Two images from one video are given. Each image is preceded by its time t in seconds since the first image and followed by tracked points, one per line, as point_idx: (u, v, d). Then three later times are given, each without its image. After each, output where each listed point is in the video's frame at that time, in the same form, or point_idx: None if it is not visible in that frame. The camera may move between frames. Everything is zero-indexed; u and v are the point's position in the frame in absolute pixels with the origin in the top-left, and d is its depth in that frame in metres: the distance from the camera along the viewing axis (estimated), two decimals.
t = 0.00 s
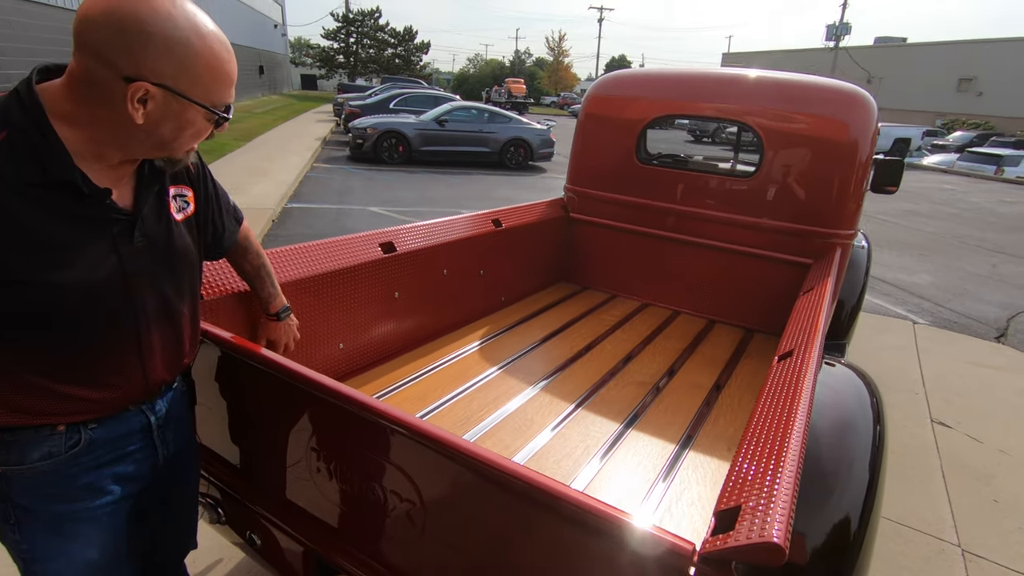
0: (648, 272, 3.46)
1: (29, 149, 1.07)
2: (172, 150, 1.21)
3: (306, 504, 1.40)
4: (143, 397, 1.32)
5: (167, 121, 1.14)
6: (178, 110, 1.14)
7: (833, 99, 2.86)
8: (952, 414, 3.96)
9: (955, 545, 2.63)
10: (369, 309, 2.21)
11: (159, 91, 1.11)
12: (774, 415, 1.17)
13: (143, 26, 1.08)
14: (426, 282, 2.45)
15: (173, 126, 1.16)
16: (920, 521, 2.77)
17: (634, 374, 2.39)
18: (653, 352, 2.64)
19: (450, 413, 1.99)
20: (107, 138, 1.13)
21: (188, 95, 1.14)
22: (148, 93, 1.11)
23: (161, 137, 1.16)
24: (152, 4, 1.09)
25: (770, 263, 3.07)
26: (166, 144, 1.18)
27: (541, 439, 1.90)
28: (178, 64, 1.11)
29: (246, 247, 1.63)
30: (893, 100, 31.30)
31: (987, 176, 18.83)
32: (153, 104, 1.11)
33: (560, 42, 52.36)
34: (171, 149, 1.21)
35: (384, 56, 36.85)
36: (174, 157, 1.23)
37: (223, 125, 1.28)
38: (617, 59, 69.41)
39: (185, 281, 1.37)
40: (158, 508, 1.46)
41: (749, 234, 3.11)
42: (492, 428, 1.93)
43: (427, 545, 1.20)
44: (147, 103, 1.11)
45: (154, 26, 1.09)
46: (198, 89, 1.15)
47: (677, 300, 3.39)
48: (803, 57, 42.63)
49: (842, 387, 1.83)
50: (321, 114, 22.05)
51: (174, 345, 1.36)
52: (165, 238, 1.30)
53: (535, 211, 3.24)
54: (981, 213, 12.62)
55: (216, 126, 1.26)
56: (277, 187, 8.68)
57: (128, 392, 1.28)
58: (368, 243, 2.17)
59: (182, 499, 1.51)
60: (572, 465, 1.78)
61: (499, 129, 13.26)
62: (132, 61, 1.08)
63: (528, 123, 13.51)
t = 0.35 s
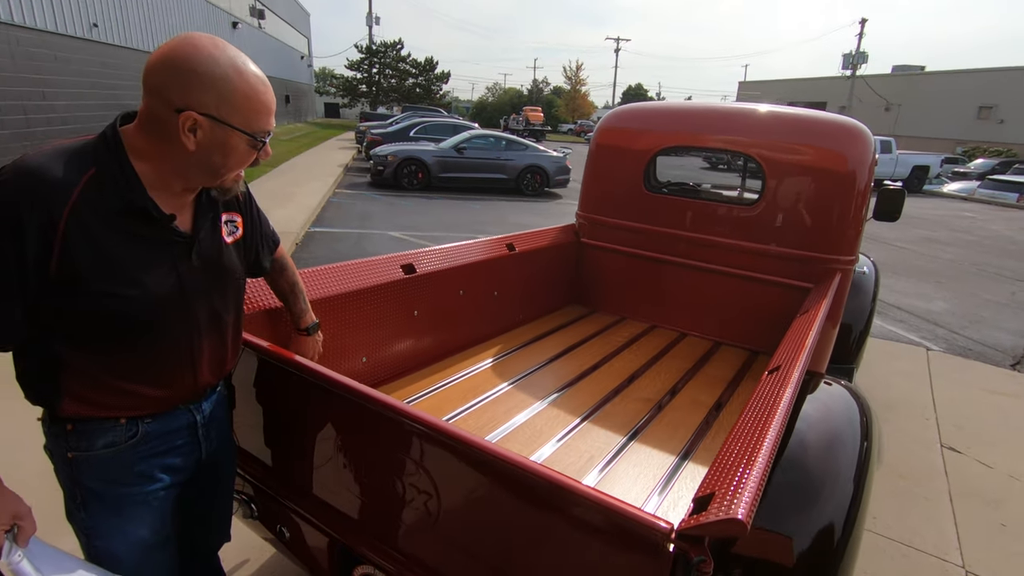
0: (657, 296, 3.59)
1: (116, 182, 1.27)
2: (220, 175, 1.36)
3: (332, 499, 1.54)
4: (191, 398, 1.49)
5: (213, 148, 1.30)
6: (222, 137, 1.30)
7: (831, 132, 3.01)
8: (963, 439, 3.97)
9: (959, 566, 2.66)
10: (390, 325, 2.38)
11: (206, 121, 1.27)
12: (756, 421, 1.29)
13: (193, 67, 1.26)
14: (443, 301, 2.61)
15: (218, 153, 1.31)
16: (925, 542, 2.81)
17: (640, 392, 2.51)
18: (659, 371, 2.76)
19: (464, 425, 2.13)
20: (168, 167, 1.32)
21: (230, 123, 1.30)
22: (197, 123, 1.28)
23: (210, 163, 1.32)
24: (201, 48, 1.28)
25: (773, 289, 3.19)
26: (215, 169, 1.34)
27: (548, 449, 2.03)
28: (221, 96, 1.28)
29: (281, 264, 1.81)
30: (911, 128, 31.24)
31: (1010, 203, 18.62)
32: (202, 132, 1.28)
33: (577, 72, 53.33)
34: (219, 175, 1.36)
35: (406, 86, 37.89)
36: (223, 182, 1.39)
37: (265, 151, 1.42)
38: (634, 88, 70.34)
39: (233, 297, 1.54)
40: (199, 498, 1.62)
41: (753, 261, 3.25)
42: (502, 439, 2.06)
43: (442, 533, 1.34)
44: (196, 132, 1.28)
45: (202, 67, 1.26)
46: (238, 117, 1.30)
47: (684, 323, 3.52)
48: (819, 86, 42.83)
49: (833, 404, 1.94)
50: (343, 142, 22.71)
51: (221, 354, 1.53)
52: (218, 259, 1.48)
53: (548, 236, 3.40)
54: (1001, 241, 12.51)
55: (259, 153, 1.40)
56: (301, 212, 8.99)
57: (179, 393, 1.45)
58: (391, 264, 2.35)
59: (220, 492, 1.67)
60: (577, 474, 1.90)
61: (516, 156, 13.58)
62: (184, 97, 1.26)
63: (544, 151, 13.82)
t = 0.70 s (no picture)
0: (665, 314, 3.70)
1: (154, 204, 1.39)
2: (245, 192, 1.49)
3: (355, 494, 1.67)
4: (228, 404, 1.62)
5: (238, 167, 1.43)
6: (246, 156, 1.43)
7: (832, 156, 3.13)
8: (973, 460, 3.97)
9: None
10: (408, 337, 2.52)
11: (230, 142, 1.41)
12: (744, 424, 1.40)
13: (217, 94, 1.39)
14: (457, 315, 2.75)
15: (242, 170, 1.44)
16: (929, 558, 2.84)
17: (645, 404, 2.61)
18: (664, 385, 2.85)
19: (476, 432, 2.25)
20: (200, 187, 1.46)
21: (251, 143, 1.43)
22: (222, 144, 1.41)
23: (236, 180, 1.45)
24: (222, 77, 1.42)
25: (777, 306, 3.29)
26: (240, 187, 1.47)
27: (555, 456, 2.13)
28: (242, 119, 1.41)
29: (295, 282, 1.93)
30: (929, 150, 31.07)
31: None
32: (227, 153, 1.42)
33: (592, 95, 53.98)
34: (244, 192, 1.49)
35: (423, 109, 38.67)
36: (248, 199, 1.52)
37: (284, 168, 1.55)
38: (649, 110, 70.93)
39: (260, 306, 1.68)
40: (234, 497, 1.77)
41: (757, 280, 3.36)
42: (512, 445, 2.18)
43: (456, 525, 1.46)
44: (222, 153, 1.41)
45: (225, 93, 1.40)
46: (258, 137, 1.43)
47: (691, 339, 3.62)
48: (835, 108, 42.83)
49: (828, 416, 2.03)
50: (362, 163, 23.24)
51: (252, 360, 1.66)
52: (248, 272, 1.62)
53: (558, 254, 3.54)
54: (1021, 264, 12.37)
55: (279, 169, 1.53)
56: (321, 231, 9.26)
57: (219, 399, 1.58)
58: (409, 280, 2.50)
59: (252, 492, 1.81)
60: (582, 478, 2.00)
61: (530, 177, 13.81)
62: (210, 121, 1.39)
63: (558, 172, 14.03)
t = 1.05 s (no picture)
0: (671, 322, 3.78)
1: (151, 212, 1.39)
2: (243, 194, 1.49)
3: (371, 484, 1.78)
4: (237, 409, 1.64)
5: (233, 168, 1.43)
6: (240, 157, 1.43)
7: (835, 168, 3.21)
8: (983, 471, 3.96)
9: None
10: (420, 340, 2.63)
11: (223, 143, 1.41)
12: (735, 417, 1.49)
13: (206, 96, 1.39)
14: (467, 319, 2.86)
15: (238, 171, 1.44)
16: (934, 565, 2.85)
17: (649, 408, 2.69)
18: (669, 390, 2.93)
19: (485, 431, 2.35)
20: (197, 192, 1.46)
21: (244, 142, 1.43)
22: (216, 146, 1.41)
23: (232, 181, 1.45)
24: (209, 79, 1.41)
25: (782, 315, 3.36)
26: (237, 187, 1.47)
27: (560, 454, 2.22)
28: (233, 118, 1.40)
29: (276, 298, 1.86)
30: (947, 163, 30.76)
31: None
32: (221, 154, 1.41)
33: (606, 109, 54.30)
34: (242, 193, 1.49)
35: (438, 123, 39.19)
36: (245, 201, 1.52)
37: (277, 165, 1.55)
38: (662, 124, 71.08)
39: (264, 308, 1.69)
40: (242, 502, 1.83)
41: (763, 289, 3.44)
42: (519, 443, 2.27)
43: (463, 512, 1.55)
44: (217, 155, 1.41)
45: (214, 95, 1.39)
46: (251, 136, 1.43)
47: (698, 347, 3.70)
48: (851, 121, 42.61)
49: (826, 417, 2.08)
50: (378, 176, 23.62)
51: (258, 362, 1.69)
52: (251, 274, 1.64)
53: (566, 264, 3.63)
54: None
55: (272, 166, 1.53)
56: (337, 242, 9.46)
57: (230, 404, 1.61)
58: (421, 285, 2.62)
59: (259, 498, 1.89)
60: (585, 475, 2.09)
61: (543, 190, 13.96)
62: (202, 125, 1.39)
63: (571, 185, 14.16)
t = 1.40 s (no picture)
0: (676, 316, 3.89)
1: (147, 204, 1.44)
2: (223, 177, 1.52)
3: (386, 460, 1.90)
4: (237, 400, 1.67)
5: (208, 149, 1.46)
6: (214, 138, 1.46)
7: (837, 167, 3.29)
8: (986, 466, 4.00)
9: None
10: (431, 329, 2.75)
11: (196, 124, 1.45)
12: (726, 395, 1.60)
13: (184, 80, 1.45)
14: (477, 310, 2.97)
15: (214, 152, 1.47)
16: (930, 553, 2.91)
17: (651, 396, 2.79)
18: (671, 380, 3.02)
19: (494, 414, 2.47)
20: (184, 178, 1.51)
21: (218, 124, 1.46)
22: (192, 128, 1.45)
23: (210, 164, 1.48)
24: (190, 65, 1.48)
25: (785, 310, 3.44)
26: (216, 170, 1.50)
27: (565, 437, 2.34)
28: (207, 101, 1.44)
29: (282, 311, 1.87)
30: (964, 164, 30.40)
31: None
32: (197, 136, 1.45)
33: (618, 109, 54.26)
34: (223, 178, 1.52)
35: (450, 123, 39.43)
36: (229, 186, 1.54)
37: (262, 152, 1.56)
38: (675, 125, 70.85)
39: (265, 300, 1.73)
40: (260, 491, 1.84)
41: (765, 283, 3.53)
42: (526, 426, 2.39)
43: (471, 485, 1.66)
44: (192, 137, 1.46)
45: (191, 80, 1.45)
46: (225, 118, 1.46)
47: (701, 341, 3.80)
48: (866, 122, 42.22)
49: (820, 403, 2.17)
50: (392, 176, 23.91)
51: (260, 353, 1.72)
52: (251, 264, 1.68)
53: (574, 259, 3.74)
54: None
55: (255, 153, 1.54)
56: (350, 240, 9.64)
57: (229, 396, 1.64)
58: (434, 276, 2.74)
59: (279, 488, 1.87)
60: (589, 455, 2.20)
61: (553, 190, 14.06)
62: (179, 108, 1.44)
63: (582, 185, 14.25)
